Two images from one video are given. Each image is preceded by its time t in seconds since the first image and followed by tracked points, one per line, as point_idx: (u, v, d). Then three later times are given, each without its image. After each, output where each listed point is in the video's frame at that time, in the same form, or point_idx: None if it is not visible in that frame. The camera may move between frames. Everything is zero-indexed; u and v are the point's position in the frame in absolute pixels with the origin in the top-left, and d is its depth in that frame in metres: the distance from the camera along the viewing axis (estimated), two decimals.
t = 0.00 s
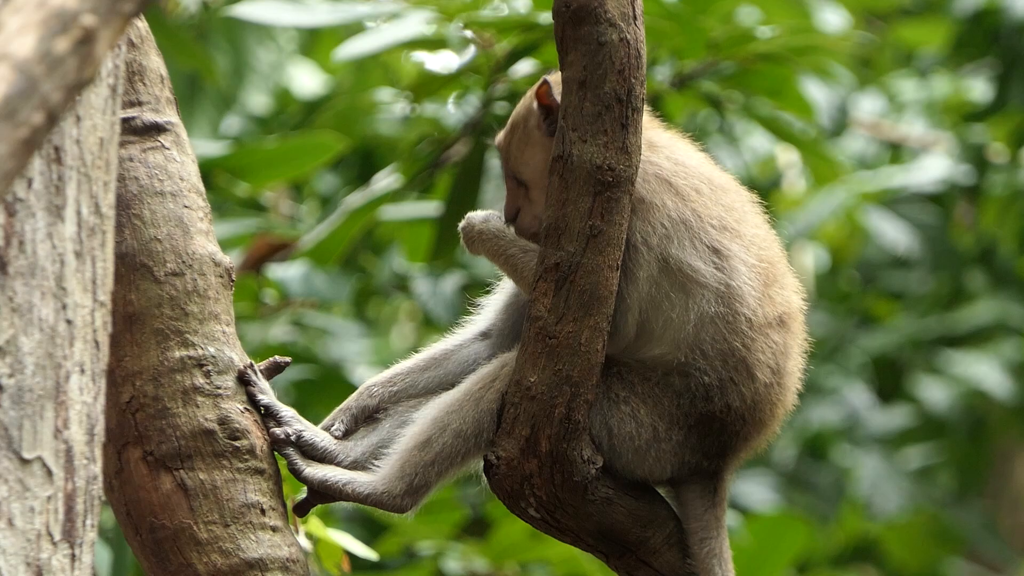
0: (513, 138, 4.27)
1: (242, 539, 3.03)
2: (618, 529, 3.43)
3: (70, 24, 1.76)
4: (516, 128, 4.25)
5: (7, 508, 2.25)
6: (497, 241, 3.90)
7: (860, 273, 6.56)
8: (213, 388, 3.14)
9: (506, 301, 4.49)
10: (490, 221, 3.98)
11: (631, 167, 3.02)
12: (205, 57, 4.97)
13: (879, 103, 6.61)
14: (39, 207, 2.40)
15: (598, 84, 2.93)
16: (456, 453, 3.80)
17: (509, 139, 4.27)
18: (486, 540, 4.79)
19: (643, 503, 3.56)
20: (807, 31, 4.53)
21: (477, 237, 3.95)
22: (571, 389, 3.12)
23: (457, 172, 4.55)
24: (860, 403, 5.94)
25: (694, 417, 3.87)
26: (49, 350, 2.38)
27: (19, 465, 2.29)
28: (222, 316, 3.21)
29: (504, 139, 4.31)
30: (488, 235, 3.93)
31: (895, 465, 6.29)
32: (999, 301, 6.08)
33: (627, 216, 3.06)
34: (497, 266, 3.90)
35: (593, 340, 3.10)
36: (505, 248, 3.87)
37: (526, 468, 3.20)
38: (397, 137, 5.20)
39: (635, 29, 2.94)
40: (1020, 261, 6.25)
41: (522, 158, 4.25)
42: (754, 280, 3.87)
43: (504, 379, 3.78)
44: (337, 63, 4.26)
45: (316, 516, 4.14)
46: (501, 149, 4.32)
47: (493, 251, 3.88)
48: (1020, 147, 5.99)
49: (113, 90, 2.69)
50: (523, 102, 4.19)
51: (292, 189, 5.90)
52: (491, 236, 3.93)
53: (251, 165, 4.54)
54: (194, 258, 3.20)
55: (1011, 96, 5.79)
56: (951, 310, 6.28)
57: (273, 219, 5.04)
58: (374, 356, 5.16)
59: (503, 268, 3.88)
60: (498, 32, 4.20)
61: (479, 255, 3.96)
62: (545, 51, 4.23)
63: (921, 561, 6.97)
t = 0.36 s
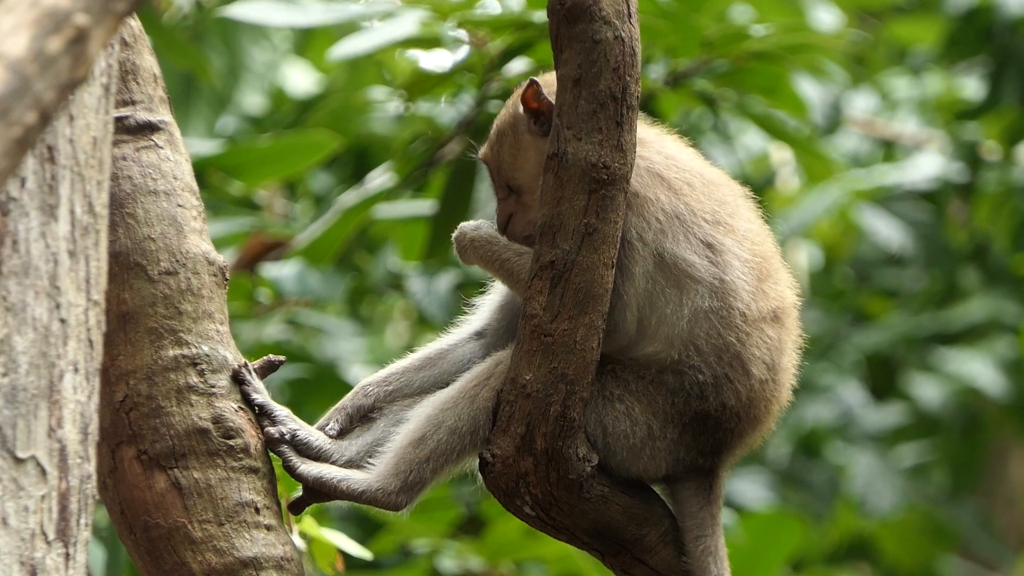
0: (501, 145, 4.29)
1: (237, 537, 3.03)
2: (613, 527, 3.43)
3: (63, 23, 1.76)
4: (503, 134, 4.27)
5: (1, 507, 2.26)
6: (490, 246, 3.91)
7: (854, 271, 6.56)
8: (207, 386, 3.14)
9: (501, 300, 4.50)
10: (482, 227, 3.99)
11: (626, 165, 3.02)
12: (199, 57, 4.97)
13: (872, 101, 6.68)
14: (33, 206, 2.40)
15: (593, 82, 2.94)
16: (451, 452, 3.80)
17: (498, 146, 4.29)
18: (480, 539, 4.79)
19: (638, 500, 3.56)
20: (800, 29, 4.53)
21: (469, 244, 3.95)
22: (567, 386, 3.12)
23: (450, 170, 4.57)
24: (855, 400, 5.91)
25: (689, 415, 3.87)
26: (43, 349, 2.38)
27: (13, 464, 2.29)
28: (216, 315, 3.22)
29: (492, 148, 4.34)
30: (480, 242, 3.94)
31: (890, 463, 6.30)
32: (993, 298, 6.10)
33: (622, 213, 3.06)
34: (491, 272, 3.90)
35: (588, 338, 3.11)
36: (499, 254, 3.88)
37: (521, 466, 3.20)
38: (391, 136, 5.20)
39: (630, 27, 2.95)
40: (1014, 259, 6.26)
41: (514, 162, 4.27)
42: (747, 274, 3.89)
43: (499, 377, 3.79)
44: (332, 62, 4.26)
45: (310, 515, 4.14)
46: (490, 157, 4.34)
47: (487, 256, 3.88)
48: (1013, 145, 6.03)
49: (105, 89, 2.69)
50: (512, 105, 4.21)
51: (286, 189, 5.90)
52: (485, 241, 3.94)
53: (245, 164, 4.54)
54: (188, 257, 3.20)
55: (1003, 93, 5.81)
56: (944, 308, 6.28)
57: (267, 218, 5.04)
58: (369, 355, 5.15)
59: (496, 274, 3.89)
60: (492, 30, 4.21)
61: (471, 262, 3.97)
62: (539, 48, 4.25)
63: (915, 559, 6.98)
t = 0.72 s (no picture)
0: (497, 151, 4.30)
1: (236, 538, 3.03)
2: (612, 527, 3.43)
3: (63, 23, 1.76)
4: (500, 140, 4.28)
5: (1, 508, 2.26)
6: (488, 249, 3.91)
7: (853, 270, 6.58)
8: (206, 387, 3.14)
9: (500, 300, 4.51)
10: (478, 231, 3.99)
11: (625, 165, 3.02)
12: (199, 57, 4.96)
13: (871, 100, 6.76)
14: (33, 206, 2.40)
15: (592, 82, 2.94)
16: (451, 453, 3.80)
17: (494, 152, 4.30)
18: (480, 538, 4.79)
19: (637, 500, 3.56)
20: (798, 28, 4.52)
21: (467, 250, 3.94)
22: (566, 386, 3.12)
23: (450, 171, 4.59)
24: (853, 399, 5.90)
25: (689, 415, 3.86)
26: (43, 349, 2.38)
27: (13, 464, 2.29)
28: (215, 315, 3.21)
29: (486, 155, 4.34)
30: (478, 245, 3.94)
31: (889, 461, 6.30)
32: (992, 296, 6.12)
33: (621, 214, 3.06)
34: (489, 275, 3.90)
35: (587, 338, 3.11)
36: (498, 256, 3.88)
37: (520, 466, 3.20)
38: (390, 136, 5.20)
39: (629, 27, 2.95)
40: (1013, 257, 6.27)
41: (511, 166, 4.27)
42: (747, 273, 3.90)
43: (498, 377, 3.79)
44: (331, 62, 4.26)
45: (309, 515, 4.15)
46: (486, 164, 4.34)
47: (485, 259, 3.88)
48: (1013, 143, 6.04)
49: (105, 89, 2.69)
50: (507, 111, 4.22)
51: (286, 188, 5.90)
52: (483, 244, 3.93)
53: (245, 163, 4.53)
54: (188, 257, 3.20)
55: (1003, 91, 5.80)
56: (943, 306, 6.30)
57: (267, 217, 5.03)
58: (369, 355, 5.15)
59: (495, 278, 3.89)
60: (492, 30, 4.21)
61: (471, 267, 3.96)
62: (539, 48, 4.25)
63: (914, 558, 6.99)
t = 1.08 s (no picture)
0: (500, 162, 4.25)
1: (239, 539, 3.03)
2: (614, 528, 3.44)
3: (65, 24, 1.76)
4: (502, 148, 4.23)
5: (4, 508, 2.26)
6: (498, 240, 3.92)
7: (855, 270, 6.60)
8: (209, 387, 3.14)
9: (501, 305, 4.51)
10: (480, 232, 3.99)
11: (626, 166, 3.02)
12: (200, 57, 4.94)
13: (871, 100, 6.68)
14: (35, 207, 2.40)
15: (593, 83, 2.94)
16: (453, 454, 3.81)
17: (498, 161, 4.24)
18: (482, 538, 4.79)
19: (638, 501, 3.56)
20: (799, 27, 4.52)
21: (476, 242, 3.94)
22: (568, 388, 3.12)
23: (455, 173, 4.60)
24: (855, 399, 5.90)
25: (690, 416, 3.87)
26: (45, 350, 2.38)
27: (15, 465, 2.29)
28: (217, 316, 3.21)
29: (489, 165, 4.27)
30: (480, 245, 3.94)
31: (890, 461, 6.30)
32: (993, 295, 6.10)
33: (623, 215, 3.06)
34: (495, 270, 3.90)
35: (589, 340, 3.11)
36: (507, 249, 3.89)
37: (522, 467, 3.20)
38: (391, 136, 5.20)
39: (630, 28, 2.95)
40: (1014, 256, 6.27)
41: (516, 171, 4.23)
42: (751, 274, 3.90)
43: (500, 379, 3.79)
44: (332, 62, 4.25)
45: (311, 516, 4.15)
46: (491, 174, 4.27)
47: (495, 248, 3.88)
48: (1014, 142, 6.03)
49: (107, 90, 2.69)
50: (505, 118, 4.20)
51: (287, 188, 5.90)
52: (490, 241, 3.93)
53: (245, 163, 4.53)
54: (189, 258, 3.20)
55: (1003, 90, 5.80)
56: (944, 305, 6.29)
57: (268, 218, 5.03)
58: (370, 354, 5.15)
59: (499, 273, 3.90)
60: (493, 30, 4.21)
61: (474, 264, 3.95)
62: (540, 48, 4.25)
63: (915, 557, 6.98)
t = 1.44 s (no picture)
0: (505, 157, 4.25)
1: (241, 539, 3.03)
2: (616, 530, 3.43)
3: (67, 25, 1.76)
4: (507, 143, 4.22)
5: (6, 508, 2.25)
6: (501, 251, 3.90)
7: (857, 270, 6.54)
8: (211, 388, 3.14)
9: (499, 310, 4.52)
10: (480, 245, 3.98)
11: (628, 167, 3.02)
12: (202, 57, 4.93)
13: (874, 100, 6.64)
14: (37, 207, 2.39)
15: (596, 84, 2.94)
16: (455, 454, 3.80)
17: (503, 155, 4.24)
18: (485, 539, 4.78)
19: (640, 502, 3.56)
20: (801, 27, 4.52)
21: (480, 253, 3.93)
22: (570, 389, 3.12)
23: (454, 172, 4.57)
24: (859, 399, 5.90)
25: (693, 417, 3.86)
26: (47, 350, 2.38)
27: (18, 466, 2.29)
28: (219, 316, 3.21)
29: (495, 159, 4.28)
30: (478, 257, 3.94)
31: (893, 461, 6.29)
32: (995, 296, 6.09)
33: (625, 216, 3.06)
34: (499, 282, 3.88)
35: (591, 341, 3.10)
36: (512, 258, 3.88)
37: (524, 468, 3.20)
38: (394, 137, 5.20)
39: (632, 29, 2.95)
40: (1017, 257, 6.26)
41: (520, 168, 4.22)
42: (756, 276, 3.90)
43: (501, 380, 3.78)
44: (335, 62, 4.25)
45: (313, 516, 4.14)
46: (496, 168, 4.27)
47: (499, 259, 3.87)
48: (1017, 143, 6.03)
49: (109, 91, 2.69)
50: (512, 113, 4.19)
51: (290, 189, 5.89)
52: (493, 252, 3.91)
53: (248, 163, 4.52)
54: (192, 258, 3.20)
55: (1007, 90, 5.80)
56: (946, 307, 6.28)
57: (271, 218, 5.02)
58: (372, 355, 5.15)
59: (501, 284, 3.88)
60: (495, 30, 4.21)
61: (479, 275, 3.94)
62: (541, 48, 4.24)
63: (918, 557, 6.98)
